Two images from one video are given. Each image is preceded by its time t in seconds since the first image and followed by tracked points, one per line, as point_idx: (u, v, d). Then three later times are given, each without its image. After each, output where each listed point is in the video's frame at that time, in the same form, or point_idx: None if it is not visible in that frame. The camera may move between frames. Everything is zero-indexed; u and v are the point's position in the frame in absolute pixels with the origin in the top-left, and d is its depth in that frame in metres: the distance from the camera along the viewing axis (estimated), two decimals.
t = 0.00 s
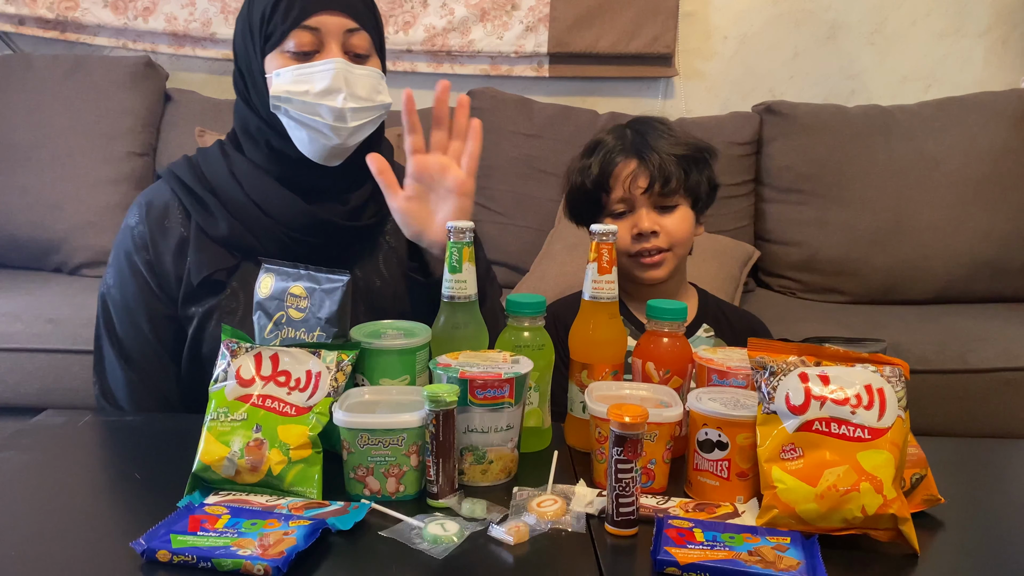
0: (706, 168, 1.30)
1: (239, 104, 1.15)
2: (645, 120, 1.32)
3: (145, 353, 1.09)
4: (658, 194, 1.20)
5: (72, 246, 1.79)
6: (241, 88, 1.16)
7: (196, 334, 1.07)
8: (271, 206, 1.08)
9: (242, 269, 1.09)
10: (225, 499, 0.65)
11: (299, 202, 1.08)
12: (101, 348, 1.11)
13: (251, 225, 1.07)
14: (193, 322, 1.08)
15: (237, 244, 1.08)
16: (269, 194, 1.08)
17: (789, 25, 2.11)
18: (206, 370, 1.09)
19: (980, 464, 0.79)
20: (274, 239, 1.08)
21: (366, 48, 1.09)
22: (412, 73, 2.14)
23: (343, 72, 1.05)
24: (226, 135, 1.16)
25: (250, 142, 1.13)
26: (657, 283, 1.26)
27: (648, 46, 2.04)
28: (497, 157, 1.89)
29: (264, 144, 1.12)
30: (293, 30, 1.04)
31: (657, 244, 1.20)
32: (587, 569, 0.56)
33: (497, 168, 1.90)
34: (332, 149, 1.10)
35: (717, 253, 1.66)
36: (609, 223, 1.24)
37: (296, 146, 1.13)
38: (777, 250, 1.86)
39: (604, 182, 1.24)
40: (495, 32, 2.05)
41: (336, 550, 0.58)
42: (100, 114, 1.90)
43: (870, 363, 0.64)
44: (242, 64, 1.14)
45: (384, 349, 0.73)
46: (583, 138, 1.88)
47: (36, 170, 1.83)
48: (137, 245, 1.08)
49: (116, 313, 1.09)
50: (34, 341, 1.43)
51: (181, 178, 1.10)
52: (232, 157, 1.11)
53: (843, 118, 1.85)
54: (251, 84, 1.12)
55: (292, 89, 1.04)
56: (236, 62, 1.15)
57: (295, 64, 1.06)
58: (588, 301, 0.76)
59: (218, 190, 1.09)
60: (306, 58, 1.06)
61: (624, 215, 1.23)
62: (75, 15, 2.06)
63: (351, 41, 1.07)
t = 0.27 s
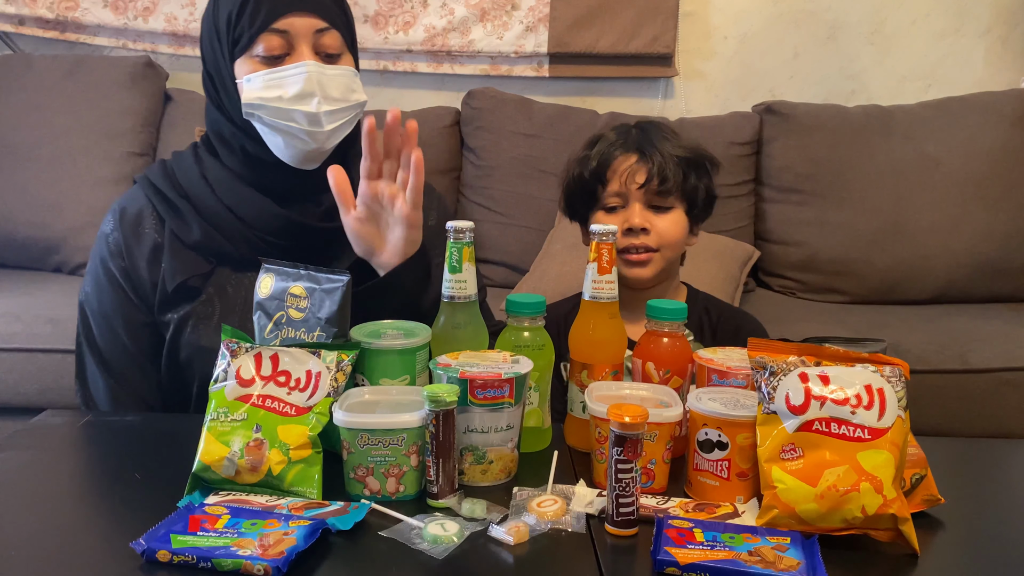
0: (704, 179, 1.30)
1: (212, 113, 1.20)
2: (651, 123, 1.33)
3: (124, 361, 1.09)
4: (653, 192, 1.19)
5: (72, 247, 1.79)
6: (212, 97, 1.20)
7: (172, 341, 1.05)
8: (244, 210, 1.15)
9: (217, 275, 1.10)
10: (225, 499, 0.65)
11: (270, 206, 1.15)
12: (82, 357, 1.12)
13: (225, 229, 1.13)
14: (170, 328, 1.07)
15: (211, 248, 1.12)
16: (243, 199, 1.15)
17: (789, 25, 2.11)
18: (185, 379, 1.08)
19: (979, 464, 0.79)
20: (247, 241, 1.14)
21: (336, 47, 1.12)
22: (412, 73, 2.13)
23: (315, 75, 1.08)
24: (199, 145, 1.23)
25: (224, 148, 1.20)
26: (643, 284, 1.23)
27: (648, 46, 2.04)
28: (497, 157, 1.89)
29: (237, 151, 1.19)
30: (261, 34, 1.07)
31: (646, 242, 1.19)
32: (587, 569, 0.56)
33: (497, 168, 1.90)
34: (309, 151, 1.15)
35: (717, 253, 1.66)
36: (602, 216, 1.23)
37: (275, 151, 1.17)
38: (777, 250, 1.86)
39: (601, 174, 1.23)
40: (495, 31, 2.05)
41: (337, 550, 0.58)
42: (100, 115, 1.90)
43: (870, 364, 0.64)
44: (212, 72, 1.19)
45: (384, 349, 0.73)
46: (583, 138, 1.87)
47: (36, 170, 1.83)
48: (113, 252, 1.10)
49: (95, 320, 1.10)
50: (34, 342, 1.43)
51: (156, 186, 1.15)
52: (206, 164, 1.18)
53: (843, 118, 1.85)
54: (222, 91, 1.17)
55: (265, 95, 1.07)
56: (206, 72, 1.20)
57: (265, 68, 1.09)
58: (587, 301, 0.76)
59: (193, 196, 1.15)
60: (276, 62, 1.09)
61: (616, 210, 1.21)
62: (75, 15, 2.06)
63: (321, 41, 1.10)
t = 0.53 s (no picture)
0: (711, 196, 1.28)
1: (190, 112, 1.15)
2: (657, 140, 1.33)
3: (107, 366, 1.09)
4: (648, 208, 1.18)
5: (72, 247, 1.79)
6: (190, 95, 1.15)
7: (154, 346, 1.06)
8: (221, 212, 1.08)
9: (197, 278, 1.09)
10: (225, 499, 0.65)
11: (250, 207, 1.09)
12: (65, 363, 1.11)
13: (203, 231, 1.08)
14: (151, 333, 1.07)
15: (191, 251, 1.08)
16: (221, 200, 1.09)
17: (789, 25, 2.11)
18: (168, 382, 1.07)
19: (979, 465, 0.79)
20: (227, 244, 1.09)
21: (315, 45, 1.09)
22: (412, 73, 2.13)
23: (294, 75, 1.06)
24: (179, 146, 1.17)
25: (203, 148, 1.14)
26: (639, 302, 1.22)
27: (648, 46, 2.04)
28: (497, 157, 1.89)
29: (218, 151, 1.13)
30: (238, 34, 1.03)
31: (639, 259, 1.18)
32: (587, 569, 0.56)
33: (497, 168, 1.90)
34: (289, 152, 1.11)
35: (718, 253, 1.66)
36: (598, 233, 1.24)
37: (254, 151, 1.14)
38: (777, 250, 1.86)
39: (598, 191, 1.24)
40: (495, 31, 2.05)
41: (337, 550, 0.58)
42: (100, 115, 1.90)
43: (870, 364, 0.64)
44: (189, 71, 1.13)
45: (384, 349, 0.73)
46: (583, 138, 1.87)
47: (36, 170, 1.83)
48: (92, 256, 1.09)
49: (76, 326, 1.09)
50: (34, 341, 1.43)
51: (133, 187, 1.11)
52: (184, 164, 1.12)
53: (843, 118, 1.85)
54: (200, 91, 1.12)
55: (243, 96, 1.04)
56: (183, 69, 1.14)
57: (243, 69, 1.05)
58: (587, 301, 0.76)
59: (171, 198, 1.10)
60: (254, 62, 1.05)
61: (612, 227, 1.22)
62: (75, 15, 2.06)
63: (299, 39, 1.06)
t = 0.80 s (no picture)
0: (719, 203, 1.27)
1: (178, 117, 1.17)
2: (662, 143, 1.32)
3: (96, 369, 1.06)
4: (653, 216, 1.19)
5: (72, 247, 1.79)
6: (176, 100, 1.16)
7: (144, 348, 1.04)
8: (210, 215, 1.11)
9: (187, 281, 1.10)
10: (225, 499, 0.65)
11: (238, 210, 1.11)
12: (55, 366, 1.08)
13: (192, 234, 1.10)
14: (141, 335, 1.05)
15: (180, 254, 1.09)
16: (211, 203, 1.11)
17: (789, 25, 2.11)
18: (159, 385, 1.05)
19: (979, 465, 0.79)
20: (216, 247, 1.11)
21: (300, 47, 1.09)
22: (412, 73, 2.13)
23: (278, 78, 1.06)
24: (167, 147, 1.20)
25: (192, 153, 1.16)
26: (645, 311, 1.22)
27: (648, 46, 2.04)
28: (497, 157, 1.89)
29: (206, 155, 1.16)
30: (221, 37, 1.03)
31: (645, 268, 1.18)
32: (587, 569, 0.56)
33: (497, 168, 1.90)
34: (276, 154, 1.11)
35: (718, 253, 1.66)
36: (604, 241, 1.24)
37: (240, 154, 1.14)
38: (777, 250, 1.86)
39: (603, 199, 1.25)
40: (495, 31, 2.04)
41: (336, 550, 0.58)
42: (100, 115, 1.90)
43: (870, 363, 0.64)
44: (175, 75, 1.14)
45: (384, 349, 0.73)
46: (583, 138, 1.87)
47: (36, 170, 1.83)
48: (82, 260, 1.09)
49: (66, 328, 1.07)
50: (33, 341, 1.43)
51: (123, 191, 1.13)
52: (174, 168, 1.15)
53: (843, 119, 1.85)
54: (186, 95, 1.13)
55: (227, 100, 1.04)
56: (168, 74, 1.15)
57: (227, 72, 1.05)
58: (588, 301, 0.76)
59: (160, 201, 1.12)
60: (238, 65, 1.06)
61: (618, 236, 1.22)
62: (75, 15, 2.06)
63: (283, 41, 1.06)
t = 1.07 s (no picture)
0: (714, 206, 1.27)
1: (171, 119, 1.17)
2: (661, 144, 1.32)
3: (94, 372, 1.06)
4: (645, 215, 1.19)
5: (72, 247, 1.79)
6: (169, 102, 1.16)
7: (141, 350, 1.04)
8: (206, 216, 1.10)
9: (184, 282, 1.09)
10: (225, 499, 0.65)
11: (234, 212, 1.11)
12: (54, 370, 1.08)
13: (188, 236, 1.09)
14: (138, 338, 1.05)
15: (176, 256, 1.08)
16: (206, 206, 1.11)
17: (789, 25, 2.11)
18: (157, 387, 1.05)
19: (979, 464, 0.79)
20: (212, 249, 1.10)
21: (286, 45, 1.08)
22: (412, 73, 2.13)
23: (264, 79, 1.05)
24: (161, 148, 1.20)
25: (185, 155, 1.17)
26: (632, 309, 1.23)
27: (648, 46, 2.04)
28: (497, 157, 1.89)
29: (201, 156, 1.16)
30: (206, 39, 1.03)
31: (634, 266, 1.19)
32: (587, 569, 0.56)
33: (497, 168, 1.90)
34: (265, 155, 1.12)
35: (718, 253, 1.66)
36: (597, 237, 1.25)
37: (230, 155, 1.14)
38: (778, 250, 1.85)
39: (598, 195, 1.25)
40: (495, 31, 2.05)
41: (336, 550, 0.58)
42: (100, 115, 1.90)
43: (870, 363, 0.64)
44: (165, 79, 1.14)
45: (385, 349, 0.73)
46: (584, 138, 1.87)
47: (36, 170, 1.83)
48: (79, 262, 1.09)
49: (64, 331, 1.08)
50: (33, 342, 1.43)
51: (118, 193, 1.13)
52: (169, 171, 1.15)
53: (843, 119, 1.85)
54: (175, 97, 1.13)
55: (214, 103, 1.04)
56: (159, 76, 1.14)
57: (214, 74, 1.05)
58: (587, 301, 0.76)
59: (156, 203, 1.11)
60: (224, 67, 1.05)
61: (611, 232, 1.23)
62: (75, 15, 2.06)
63: (269, 40, 1.06)
